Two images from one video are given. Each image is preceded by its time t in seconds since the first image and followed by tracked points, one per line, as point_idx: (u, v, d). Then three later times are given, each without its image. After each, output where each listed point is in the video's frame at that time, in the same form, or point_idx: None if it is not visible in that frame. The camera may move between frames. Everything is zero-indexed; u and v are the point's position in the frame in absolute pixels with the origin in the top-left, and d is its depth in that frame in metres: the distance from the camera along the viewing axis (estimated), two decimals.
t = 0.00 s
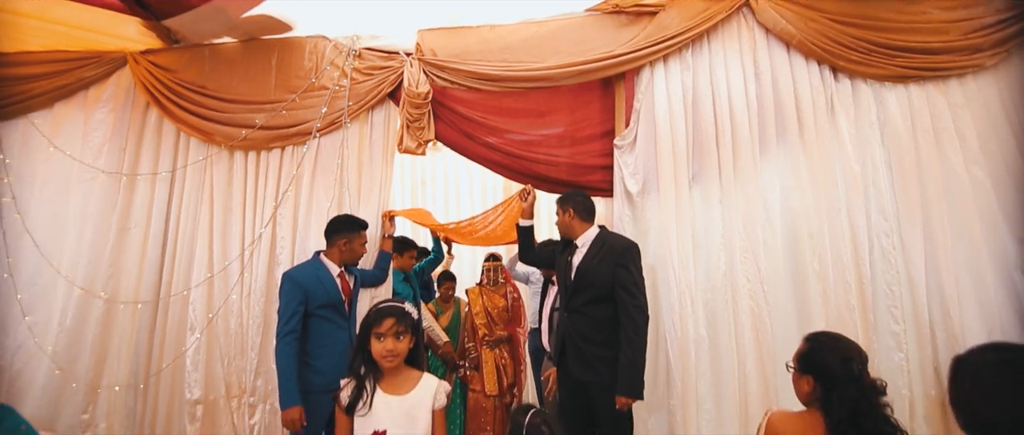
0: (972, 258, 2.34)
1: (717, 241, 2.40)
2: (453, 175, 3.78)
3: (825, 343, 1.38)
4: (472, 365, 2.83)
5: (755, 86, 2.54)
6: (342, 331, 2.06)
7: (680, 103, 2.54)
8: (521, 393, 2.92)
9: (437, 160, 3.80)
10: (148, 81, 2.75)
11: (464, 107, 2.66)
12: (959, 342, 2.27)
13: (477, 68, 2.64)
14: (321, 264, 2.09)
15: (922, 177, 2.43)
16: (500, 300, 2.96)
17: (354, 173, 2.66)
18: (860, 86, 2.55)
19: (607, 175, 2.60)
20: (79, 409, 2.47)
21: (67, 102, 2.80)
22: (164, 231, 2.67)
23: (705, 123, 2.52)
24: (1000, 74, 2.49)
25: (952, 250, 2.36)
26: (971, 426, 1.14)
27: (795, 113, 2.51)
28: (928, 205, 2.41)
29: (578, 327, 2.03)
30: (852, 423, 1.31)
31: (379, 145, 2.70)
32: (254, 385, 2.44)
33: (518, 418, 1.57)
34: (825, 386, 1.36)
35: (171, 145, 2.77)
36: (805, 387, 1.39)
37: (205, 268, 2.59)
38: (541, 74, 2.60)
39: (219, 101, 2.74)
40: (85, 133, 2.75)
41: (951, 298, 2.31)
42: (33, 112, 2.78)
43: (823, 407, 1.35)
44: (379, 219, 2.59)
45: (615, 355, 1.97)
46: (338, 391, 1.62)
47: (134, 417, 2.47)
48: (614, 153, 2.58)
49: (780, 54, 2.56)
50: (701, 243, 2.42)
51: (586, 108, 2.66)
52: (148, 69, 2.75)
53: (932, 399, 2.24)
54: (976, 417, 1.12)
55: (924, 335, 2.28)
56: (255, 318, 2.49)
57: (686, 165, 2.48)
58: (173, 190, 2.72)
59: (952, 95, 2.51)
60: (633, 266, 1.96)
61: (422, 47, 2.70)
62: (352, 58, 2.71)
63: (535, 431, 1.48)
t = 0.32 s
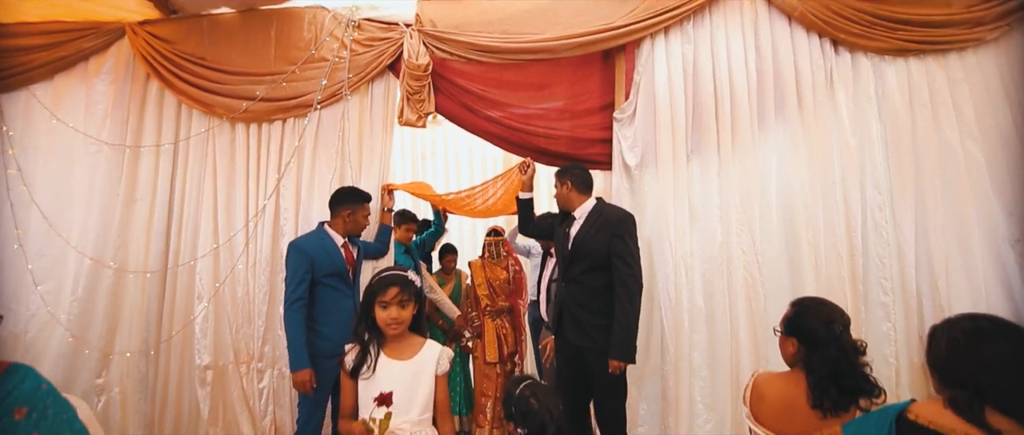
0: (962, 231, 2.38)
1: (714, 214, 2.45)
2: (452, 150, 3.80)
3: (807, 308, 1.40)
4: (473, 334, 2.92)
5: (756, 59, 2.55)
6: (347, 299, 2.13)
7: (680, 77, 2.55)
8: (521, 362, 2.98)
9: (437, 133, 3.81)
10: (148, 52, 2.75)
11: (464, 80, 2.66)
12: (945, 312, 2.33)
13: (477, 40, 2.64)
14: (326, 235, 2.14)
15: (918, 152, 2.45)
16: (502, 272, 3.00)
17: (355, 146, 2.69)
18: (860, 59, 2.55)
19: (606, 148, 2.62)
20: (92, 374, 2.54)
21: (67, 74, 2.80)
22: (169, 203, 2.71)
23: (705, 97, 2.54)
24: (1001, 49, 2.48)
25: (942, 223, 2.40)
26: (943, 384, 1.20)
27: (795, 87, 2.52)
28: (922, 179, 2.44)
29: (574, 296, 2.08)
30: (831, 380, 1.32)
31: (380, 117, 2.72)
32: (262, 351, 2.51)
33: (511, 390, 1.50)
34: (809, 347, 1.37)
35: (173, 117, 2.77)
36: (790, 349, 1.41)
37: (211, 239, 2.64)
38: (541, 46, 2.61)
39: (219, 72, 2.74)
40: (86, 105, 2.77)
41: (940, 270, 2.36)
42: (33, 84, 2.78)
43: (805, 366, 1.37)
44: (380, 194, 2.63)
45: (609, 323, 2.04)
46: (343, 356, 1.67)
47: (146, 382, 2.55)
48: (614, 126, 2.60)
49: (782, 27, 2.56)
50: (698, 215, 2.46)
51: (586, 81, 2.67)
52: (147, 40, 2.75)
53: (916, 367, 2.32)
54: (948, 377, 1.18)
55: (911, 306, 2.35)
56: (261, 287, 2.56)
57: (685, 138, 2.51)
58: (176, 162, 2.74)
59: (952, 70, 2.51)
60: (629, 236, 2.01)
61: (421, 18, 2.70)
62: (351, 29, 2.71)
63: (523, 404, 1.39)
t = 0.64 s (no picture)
0: (953, 206, 2.42)
1: (712, 188, 2.49)
2: (456, 123, 3.83)
3: (796, 275, 1.43)
4: (474, 308, 3.00)
5: (757, 34, 2.56)
6: (353, 269, 2.20)
7: (682, 51, 2.56)
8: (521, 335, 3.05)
9: (438, 108, 3.83)
10: (148, 25, 2.74)
11: (466, 54, 2.67)
12: (934, 285, 2.39)
13: (478, 13, 2.64)
14: (331, 207, 2.19)
15: (914, 129, 2.47)
16: (502, 247, 3.05)
17: (358, 120, 2.71)
18: (861, 34, 2.55)
19: (607, 123, 2.65)
20: (106, 343, 2.61)
21: (70, 47, 2.78)
22: (175, 176, 2.75)
23: (706, 71, 2.56)
24: (1001, 24, 2.48)
25: (935, 198, 2.44)
26: (932, 346, 1.18)
27: (795, 62, 2.53)
28: (918, 154, 2.46)
29: (574, 267, 2.13)
30: (817, 342, 1.37)
31: (381, 91, 2.74)
32: (270, 321, 2.58)
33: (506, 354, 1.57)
34: (797, 312, 1.42)
35: (176, 91, 2.78)
36: (779, 314, 1.45)
37: (217, 212, 2.69)
38: (543, 20, 2.61)
39: (221, 46, 2.75)
40: (89, 79, 2.77)
41: (931, 245, 2.41)
42: (35, 58, 2.75)
43: (792, 330, 1.42)
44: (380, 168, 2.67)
45: (606, 292, 2.09)
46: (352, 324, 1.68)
47: (159, 350, 2.63)
48: (614, 101, 2.62)
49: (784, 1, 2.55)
50: (697, 190, 2.50)
51: (588, 56, 2.69)
52: (148, 13, 2.74)
53: (904, 337, 2.38)
54: (937, 340, 1.16)
55: (901, 279, 2.40)
56: (268, 258, 2.62)
57: (685, 114, 2.53)
58: (181, 136, 2.77)
59: (952, 44, 2.51)
60: (627, 209, 2.05)
61: None
62: (353, 2, 2.71)
63: (520, 370, 1.46)
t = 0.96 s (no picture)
0: (950, 181, 2.45)
1: (710, 162, 2.52)
2: (456, 99, 3.82)
3: (789, 242, 1.47)
4: (473, 283, 3.03)
5: (760, 9, 2.55)
6: (358, 240, 2.25)
7: (684, 25, 2.57)
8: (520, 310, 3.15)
9: (440, 84, 3.83)
10: None
11: (469, 27, 2.66)
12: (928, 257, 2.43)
13: None
14: (335, 180, 2.22)
15: (913, 105, 2.48)
16: (499, 223, 3.09)
17: (361, 94, 2.71)
18: (863, 8, 2.53)
19: (608, 98, 2.66)
20: (118, 313, 2.67)
21: (71, 21, 2.78)
22: (181, 150, 2.77)
23: (707, 46, 2.56)
24: None
25: (931, 174, 2.46)
26: (924, 309, 1.14)
27: (797, 36, 2.52)
28: (916, 128, 2.47)
29: (575, 239, 2.18)
30: (809, 306, 1.40)
31: (383, 66, 2.72)
32: (278, 291, 2.64)
33: (500, 321, 1.61)
34: (790, 276, 1.45)
35: (178, 65, 2.78)
36: (772, 278, 1.48)
37: (223, 185, 2.73)
38: None
39: (222, 19, 2.74)
40: (92, 53, 2.77)
41: (925, 219, 2.44)
42: (37, 31, 2.75)
43: (784, 294, 1.45)
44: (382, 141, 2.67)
45: (605, 262, 2.14)
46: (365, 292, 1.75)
47: (170, 320, 2.71)
48: (616, 75, 2.64)
49: None
50: (696, 164, 2.53)
51: (590, 30, 2.68)
52: None
53: (896, 309, 2.44)
54: (928, 301, 1.13)
55: (895, 252, 2.43)
56: (274, 231, 2.66)
57: (686, 88, 2.55)
58: (185, 110, 2.78)
59: (955, 19, 2.49)
60: (626, 181, 2.09)
61: None
62: None
63: (516, 333, 1.53)
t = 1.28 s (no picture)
0: (946, 164, 2.39)
1: (710, 139, 2.57)
2: (457, 78, 3.82)
3: (784, 215, 1.49)
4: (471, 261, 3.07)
5: None
6: (361, 217, 2.29)
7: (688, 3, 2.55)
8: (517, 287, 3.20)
9: (441, 63, 3.82)
10: None
11: (471, 4, 2.64)
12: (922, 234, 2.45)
13: None
14: (337, 156, 2.25)
15: (913, 85, 2.42)
16: (496, 202, 3.10)
17: (363, 72, 2.72)
18: None
19: (610, 76, 2.68)
20: (127, 288, 2.70)
21: None
22: (184, 128, 2.76)
23: (709, 24, 2.57)
24: None
25: (928, 157, 2.41)
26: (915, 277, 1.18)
27: (799, 15, 2.50)
28: (915, 105, 2.42)
29: (575, 216, 2.22)
30: (801, 276, 1.44)
31: (385, 44, 2.71)
32: (284, 266, 2.68)
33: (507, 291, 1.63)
34: (784, 248, 1.48)
35: (180, 42, 2.74)
36: (767, 251, 1.51)
37: (228, 163, 2.76)
38: None
39: None
40: (94, 31, 2.71)
41: (920, 198, 2.42)
42: (38, 8, 2.67)
43: (779, 265, 1.48)
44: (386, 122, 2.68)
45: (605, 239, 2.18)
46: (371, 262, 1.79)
47: (178, 295, 2.74)
48: (618, 53, 2.64)
49: None
50: (696, 140, 2.57)
51: (592, 8, 2.69)
52: None
53: (889, 284, 2.46)
54: (917, 269, 1.17)
55: (891, 231, 2.44)
56: (279, 207, 2.70)
57: (688, 67, 2.55)
58: (187, 88, 2.76)
59: None
60: (626, 158, 2.11)
61: None
62: None
63: (518, 303, 1.56)
